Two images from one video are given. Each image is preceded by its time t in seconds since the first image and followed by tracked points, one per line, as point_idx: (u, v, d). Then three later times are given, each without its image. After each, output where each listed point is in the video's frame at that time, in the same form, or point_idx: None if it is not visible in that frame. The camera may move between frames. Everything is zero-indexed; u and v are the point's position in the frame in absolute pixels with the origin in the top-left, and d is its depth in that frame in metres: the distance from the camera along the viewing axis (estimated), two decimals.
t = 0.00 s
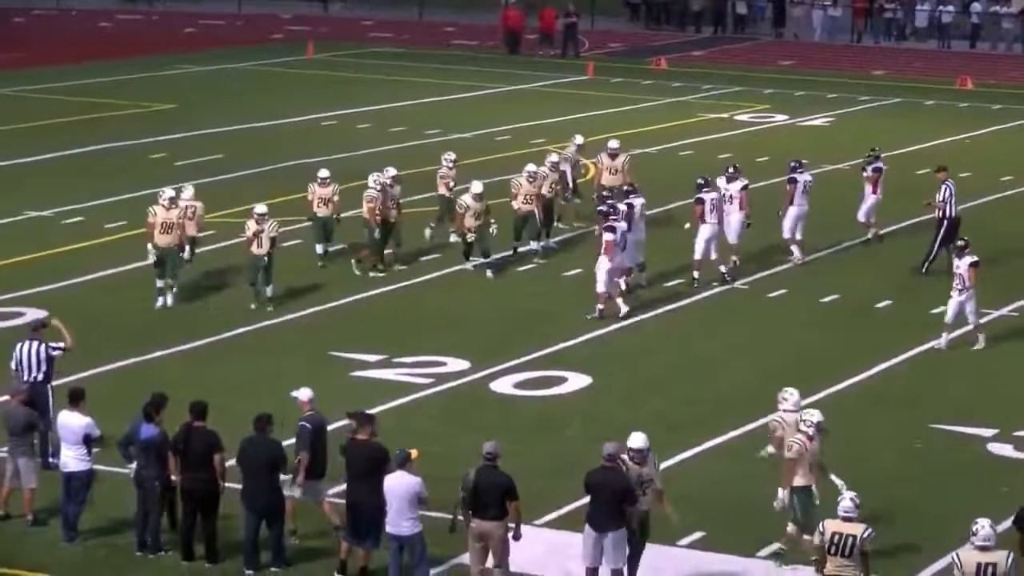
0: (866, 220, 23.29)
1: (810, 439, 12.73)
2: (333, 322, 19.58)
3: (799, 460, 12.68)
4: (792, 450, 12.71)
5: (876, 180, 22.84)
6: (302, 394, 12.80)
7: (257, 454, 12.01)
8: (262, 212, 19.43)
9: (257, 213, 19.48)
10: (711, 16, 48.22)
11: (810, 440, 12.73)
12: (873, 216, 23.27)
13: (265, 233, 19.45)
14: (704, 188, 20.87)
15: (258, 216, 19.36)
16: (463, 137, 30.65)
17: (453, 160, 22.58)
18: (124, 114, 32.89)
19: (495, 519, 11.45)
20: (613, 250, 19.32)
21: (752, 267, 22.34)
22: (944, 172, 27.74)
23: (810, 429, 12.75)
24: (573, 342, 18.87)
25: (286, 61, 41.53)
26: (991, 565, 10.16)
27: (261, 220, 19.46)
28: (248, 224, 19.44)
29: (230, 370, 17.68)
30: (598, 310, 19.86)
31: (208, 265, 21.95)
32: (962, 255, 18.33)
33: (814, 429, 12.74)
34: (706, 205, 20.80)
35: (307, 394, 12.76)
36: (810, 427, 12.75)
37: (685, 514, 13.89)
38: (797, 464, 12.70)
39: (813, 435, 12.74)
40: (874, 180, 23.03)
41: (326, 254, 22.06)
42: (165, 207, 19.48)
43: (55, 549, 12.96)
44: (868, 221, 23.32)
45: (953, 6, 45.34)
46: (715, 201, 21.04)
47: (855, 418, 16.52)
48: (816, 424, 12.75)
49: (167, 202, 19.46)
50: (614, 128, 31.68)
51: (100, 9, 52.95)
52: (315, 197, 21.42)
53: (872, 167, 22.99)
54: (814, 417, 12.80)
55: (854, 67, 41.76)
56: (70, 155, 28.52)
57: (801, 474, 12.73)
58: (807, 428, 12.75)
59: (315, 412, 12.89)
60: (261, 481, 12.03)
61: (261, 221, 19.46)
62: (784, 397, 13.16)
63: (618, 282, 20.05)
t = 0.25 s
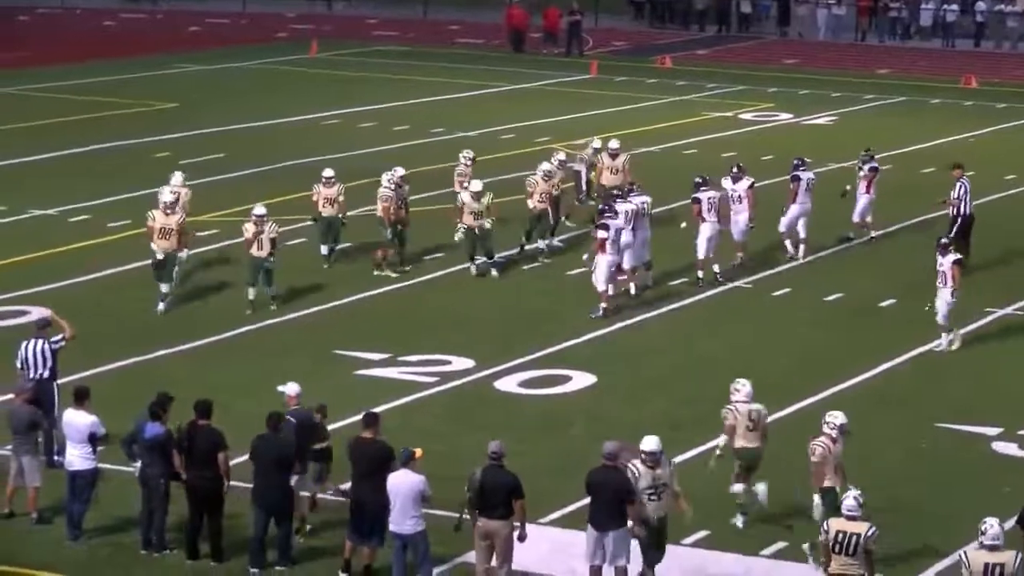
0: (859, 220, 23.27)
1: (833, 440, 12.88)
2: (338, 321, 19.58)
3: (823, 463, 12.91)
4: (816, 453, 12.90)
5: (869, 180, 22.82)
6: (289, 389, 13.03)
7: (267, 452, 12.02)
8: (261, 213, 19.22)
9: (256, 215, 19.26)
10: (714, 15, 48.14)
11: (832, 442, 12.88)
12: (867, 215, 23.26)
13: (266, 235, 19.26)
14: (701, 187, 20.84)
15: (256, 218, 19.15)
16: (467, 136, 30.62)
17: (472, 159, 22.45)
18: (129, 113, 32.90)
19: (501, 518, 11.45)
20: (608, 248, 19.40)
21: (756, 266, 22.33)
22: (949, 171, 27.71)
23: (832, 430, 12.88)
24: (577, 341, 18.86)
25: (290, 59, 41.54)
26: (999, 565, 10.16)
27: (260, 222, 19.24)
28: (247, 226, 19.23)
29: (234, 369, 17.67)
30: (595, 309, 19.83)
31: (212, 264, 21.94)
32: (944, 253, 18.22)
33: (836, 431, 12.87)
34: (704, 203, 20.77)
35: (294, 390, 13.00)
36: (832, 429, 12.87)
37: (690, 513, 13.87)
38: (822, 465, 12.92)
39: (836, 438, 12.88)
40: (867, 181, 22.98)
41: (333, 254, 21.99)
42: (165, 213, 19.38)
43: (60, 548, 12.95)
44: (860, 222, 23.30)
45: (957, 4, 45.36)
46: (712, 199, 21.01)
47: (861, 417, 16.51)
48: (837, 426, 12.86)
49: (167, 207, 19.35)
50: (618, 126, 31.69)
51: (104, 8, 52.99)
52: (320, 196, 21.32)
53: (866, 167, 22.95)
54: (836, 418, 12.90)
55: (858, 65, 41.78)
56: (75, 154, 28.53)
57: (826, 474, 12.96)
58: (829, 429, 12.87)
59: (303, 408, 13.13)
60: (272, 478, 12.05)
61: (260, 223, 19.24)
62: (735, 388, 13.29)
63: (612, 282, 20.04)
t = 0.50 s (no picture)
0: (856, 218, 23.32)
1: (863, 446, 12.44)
2: (346, 321, 19.58)
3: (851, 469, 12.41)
4: (845, 458, 12.44)
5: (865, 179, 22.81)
6: (278, 388, 12.41)
7: (282, 452, 12.03)
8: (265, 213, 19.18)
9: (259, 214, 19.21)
10: (723, 15, 48.10)
11: (861, 447, 12.44)
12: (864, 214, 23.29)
13: (269, 235, 19.21)
14: (708, 187, 20.80)
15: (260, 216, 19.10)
16: (475, 135, 30.61)
17: (494, 163, 22.40)
18: (137, 113, 32.92)
19: (511, 519, 11.45)
20: (607, 247, 19.28)
21: (763, 266, 22.32)
22: (957, 171, 27.69)
23: (863, 436, 12.45)
24: (585, 341, 18.85)
25: (298, 59, 41.54)
26: (1010, 566, 10.15)
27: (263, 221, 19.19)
28: (250, 226, 19.17)
29: (241, 369, 17.67)
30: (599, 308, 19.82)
31: (219, 265, 21.94)
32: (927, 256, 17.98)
33: (866, 436, 12.44)
34: (711, 203, 20.73)
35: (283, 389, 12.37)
36: (862, 434, 12.44)
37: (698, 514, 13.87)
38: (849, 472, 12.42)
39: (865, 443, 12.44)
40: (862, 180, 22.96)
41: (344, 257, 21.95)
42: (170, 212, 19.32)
43: (68, 547, 12.96)
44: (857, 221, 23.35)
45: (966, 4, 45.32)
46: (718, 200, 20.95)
47: (869, 417, 16.51)
48: (868, 431, 12.43)
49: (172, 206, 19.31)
50: (626, 126, 31.67)
51: (112, 8, 52.99)
52: (331, 199, 21.36)
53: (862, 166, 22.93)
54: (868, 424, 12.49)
55: (867, 65, 41.74)
56: (83, 154, 28.55)
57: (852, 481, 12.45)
58: (860, 435, 12.45)
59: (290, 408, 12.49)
60: (286, 478, 12.06)
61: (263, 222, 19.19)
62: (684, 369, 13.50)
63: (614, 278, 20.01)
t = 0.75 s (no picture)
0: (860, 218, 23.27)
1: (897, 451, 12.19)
2: (354, 321, 19.59)
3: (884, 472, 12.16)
4: (878, 462, 12.19)
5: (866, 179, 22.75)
6: (273, 384, 13.16)
7: (292, 452, 12.05)
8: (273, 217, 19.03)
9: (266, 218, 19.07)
10: (732, 15, 48.10)
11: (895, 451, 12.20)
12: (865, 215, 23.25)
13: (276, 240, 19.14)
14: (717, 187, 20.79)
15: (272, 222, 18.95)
16: (484, 136, 30.61)
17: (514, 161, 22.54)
18: (146, 113, 32.94)
19: (520, 519, 11.44)
20: (610, 247, 19.22)
21: (771, 266, 22.32)
22: (967, 171, 27.68)
23: (895, 441, 12.21)
24: (593, 341, 18.86)
25: (307, 59, 41.54)
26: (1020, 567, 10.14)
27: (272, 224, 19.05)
28: (259, 231, 19.03)
29: (250, 369, 17.68)
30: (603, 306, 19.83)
31: (228, 265, 21.95)
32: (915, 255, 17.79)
33: (899, 440, 12.19)
34: (722, 203, 20.74)
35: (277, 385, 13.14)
36: (895, 438, 12.20)
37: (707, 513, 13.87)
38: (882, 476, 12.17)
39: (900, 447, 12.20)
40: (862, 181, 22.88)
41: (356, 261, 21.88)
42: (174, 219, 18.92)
43: (77, 547, 12.98)
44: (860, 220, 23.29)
45: (975, 4, 45.31)
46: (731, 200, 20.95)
47: (878, 416, 16.51)
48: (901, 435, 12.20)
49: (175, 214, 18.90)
50: (635, 126, 31.66)
51: (121, 8, 53.01)
52: (342, 200, 21.25)
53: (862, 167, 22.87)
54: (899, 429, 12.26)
55: (876, 65, 41.71)
56: (92, 154, 28.57)
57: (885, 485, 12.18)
58: (892, 439, 12.21)
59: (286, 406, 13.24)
60: (296, 479, 12.07)
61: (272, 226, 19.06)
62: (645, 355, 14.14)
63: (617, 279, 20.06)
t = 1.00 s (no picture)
0: (853, 219, 23.22)
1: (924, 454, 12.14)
2: (359, 321, 19.60)
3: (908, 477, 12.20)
4: (903, 466, 12.21)
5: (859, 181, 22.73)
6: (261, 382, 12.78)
7: (298, 455, 12.06)
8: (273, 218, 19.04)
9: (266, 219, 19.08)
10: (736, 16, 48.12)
11: (920, 455, 12.20)
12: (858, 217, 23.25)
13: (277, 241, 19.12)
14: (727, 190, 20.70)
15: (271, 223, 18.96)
16: (489, 137, 30.63)
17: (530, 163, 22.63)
18: (152, 114, 32.95)
19: (526, 521, 11.44)
20: (613, 249, 19.20)
21: (775, 267, 22.32)
22: (971, 172, 27.69)
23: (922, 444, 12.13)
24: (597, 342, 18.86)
25: (312, 60, 41.55)
26: None
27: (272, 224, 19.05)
28: (260, 233, 19.03)
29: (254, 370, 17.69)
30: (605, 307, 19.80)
31: (232, 266, 21.94)
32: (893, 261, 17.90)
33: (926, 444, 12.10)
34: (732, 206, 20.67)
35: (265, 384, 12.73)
36: (922, 442, 12.10)
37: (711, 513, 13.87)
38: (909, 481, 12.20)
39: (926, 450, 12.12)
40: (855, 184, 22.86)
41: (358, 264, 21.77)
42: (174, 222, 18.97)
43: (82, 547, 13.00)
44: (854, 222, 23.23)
45: (980, 5, 45.33)
46: (740, 202, 20.96)
47: (882, 418, 16.51)
48: (927, 439, 12.08)
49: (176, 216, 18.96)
50: (641, 127, 31.67)
51: (128, 9, 53.10)
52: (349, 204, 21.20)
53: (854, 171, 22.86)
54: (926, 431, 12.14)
55: (881, 66, 41.71)
56: (98, 155, 28.60)
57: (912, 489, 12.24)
58: (920, 443, 12.12)
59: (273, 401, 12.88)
60: (304, 481, 12.07)
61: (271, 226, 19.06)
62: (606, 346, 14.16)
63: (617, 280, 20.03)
